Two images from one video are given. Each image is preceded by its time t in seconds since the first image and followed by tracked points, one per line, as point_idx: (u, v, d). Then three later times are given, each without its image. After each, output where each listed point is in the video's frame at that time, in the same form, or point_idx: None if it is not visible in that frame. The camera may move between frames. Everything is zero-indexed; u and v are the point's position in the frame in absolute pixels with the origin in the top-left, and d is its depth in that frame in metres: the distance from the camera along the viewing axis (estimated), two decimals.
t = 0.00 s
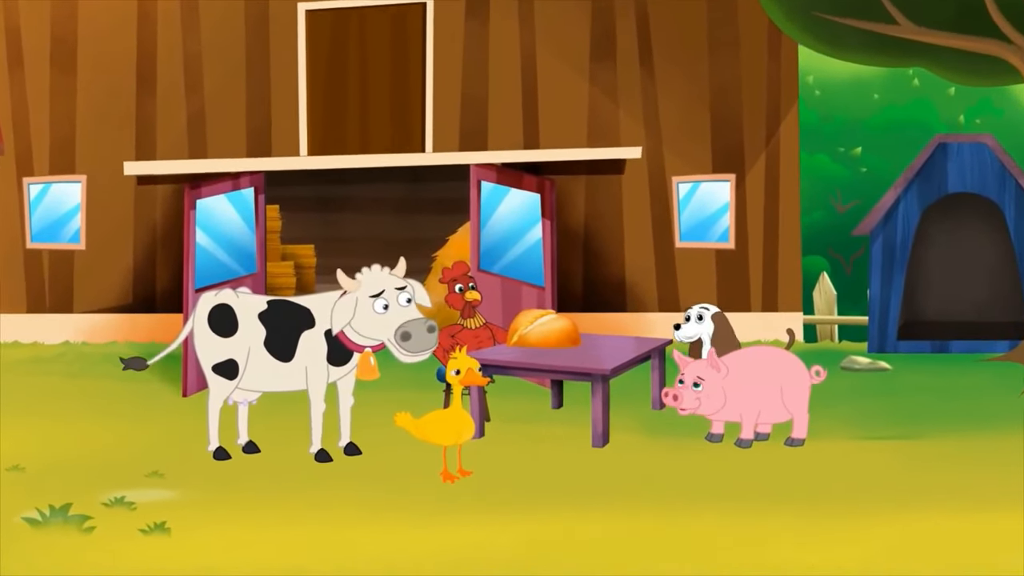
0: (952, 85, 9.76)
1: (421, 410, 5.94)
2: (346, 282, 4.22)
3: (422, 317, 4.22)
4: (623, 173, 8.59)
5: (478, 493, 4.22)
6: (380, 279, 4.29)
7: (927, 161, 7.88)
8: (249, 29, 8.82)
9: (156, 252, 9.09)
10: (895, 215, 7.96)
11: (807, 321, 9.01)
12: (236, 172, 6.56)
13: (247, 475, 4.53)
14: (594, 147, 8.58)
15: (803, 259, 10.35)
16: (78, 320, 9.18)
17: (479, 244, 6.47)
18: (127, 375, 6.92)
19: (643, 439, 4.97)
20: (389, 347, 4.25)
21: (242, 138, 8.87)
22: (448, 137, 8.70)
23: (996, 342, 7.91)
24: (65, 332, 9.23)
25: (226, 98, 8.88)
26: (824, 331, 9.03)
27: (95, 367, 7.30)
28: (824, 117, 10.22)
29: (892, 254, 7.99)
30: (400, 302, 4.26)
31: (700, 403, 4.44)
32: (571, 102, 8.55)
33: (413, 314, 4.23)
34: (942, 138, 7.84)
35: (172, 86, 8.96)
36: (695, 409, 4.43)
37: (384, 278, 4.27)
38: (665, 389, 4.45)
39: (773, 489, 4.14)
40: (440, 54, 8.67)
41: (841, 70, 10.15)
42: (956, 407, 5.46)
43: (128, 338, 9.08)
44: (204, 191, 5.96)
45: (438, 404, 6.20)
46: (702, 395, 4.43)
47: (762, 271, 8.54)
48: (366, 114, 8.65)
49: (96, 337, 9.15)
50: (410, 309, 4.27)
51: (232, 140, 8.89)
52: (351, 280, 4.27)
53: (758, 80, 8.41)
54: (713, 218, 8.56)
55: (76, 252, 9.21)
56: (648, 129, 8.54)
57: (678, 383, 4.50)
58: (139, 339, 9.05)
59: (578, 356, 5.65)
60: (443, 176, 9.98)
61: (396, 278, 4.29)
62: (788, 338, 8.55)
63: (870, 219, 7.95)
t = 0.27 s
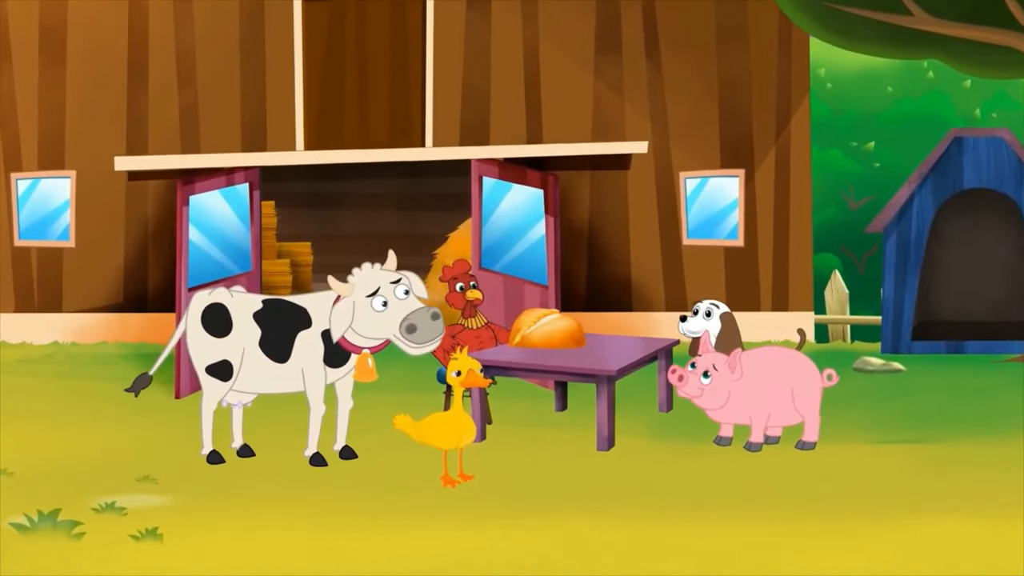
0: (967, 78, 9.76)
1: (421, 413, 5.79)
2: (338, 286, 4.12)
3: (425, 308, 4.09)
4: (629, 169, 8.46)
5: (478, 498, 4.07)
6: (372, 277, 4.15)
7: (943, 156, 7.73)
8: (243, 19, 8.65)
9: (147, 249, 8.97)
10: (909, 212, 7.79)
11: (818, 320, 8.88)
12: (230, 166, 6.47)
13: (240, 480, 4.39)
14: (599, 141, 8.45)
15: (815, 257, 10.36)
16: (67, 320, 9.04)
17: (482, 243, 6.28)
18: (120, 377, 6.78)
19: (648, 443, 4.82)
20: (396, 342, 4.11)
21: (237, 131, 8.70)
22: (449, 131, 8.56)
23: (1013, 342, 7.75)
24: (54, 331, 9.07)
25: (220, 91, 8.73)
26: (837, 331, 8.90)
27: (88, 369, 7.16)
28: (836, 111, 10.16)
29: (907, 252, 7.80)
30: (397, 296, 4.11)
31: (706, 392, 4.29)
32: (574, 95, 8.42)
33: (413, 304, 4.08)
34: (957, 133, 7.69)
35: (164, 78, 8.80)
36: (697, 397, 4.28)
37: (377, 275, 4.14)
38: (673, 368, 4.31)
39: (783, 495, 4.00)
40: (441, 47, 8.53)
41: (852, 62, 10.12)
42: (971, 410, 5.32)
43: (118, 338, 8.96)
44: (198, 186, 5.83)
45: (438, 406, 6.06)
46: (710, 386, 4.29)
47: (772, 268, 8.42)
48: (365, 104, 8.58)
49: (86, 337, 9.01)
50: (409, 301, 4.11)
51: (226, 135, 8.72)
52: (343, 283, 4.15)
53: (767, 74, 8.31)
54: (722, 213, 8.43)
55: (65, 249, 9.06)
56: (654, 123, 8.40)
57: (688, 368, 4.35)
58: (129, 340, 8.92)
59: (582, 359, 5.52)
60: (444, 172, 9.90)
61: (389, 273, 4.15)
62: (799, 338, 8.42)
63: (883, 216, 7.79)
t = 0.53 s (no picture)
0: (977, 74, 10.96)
1: (421, 414, 5.71)
2: (335, 286, 4.02)
3: (425, 304, 4.01)
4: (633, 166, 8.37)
5: (480, 501, 3.98)
6: (370, 276, 4.06)
7: (955, 153, 7.56)
8: (239, 12, 8.56)
9: (142, 247, 8.88)
10: (920, 209, 7.67)
11: (827, 319, 8.78)
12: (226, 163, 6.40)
13: (235, 483, 4.29)
14: (603, 137, 8.36)
15: (825, 255, 11.56)
16: (64, 320, 8.96)
17: (482, 241, 6.19)
18: (116, 378, 6.68)
19: (653, 445, 4.73)
20: (397, 341, 4.03)
21: (232, 127, 8.62)
22: (450, 127, 8.48)
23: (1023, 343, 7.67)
24: (50, 331, 8.98)
25: (216, 87, 8.64)
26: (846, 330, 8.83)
27: (83, 370, 7.06)
28: (843, 108, 11.40)
29: (917, 252, 7.69)
30: (396, 293, 4.03)
31: (711, 393, 4.21)
32: (578, 90, 8.33)
33: (414, 301, 4.00)
34: (969, 129, 7.55)
35: (159, 73, 8.70)
36: (703, 398, 4.20)
37: (375, 274, 4.05)
38: (678, 369, 4.22)
39: (792, 497, 3.90)
40: (442, 41, 8.44)
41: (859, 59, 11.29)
42: (981, 411, 5.23)
43: (112, 338, 8.88)
44: (193, 182, 5.73)
45: (439, 407, 5.97)
46: (717, 387, 4.20)
47: (780, 267, 8.33)
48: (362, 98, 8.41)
49: (82, 337, 8.94)
50: (408, 299, 4.03)
51: (221, 130, 8.64)
52: (341, 283, 4.05)
53: (775, 69, 8.22)
54: (728, 211, 8.35)
55: (58, 248, 8.97)
56: (659, 119, 8.32)
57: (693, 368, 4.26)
58: (123, 340, 8.84)
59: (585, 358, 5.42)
60: (444, 168, 9.79)
61: (387, 271, 4.07)
62: (808, 338, 8.35)
63: (894, 215, 7.71)
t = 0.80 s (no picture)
0: (988, 69, 11.52)
1: (421, 416, 5.62)
2: (333, 285, 3.94)
3: (425, 303, 3.93)
4: (637, 162, 8.30)
5: (481, 504, 3.90)
6: (369, 275, 3.98)
7: (966, 149, 7.47)
8: (236, 6, 8.48)
9: (136, 246, 8.80)
10: (930, 206, 7.54)
11: (835, 319, 8.68)
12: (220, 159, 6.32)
13: (231, 486, 4.21)
14: (607, 133, 8.28)
15: (834, 253, 11.97)
16: (52, 319, 8.86)
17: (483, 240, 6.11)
18: (111, 379, 6.59)
19: (657, 447, 4.65)
20: (397, 342, 3.94)
21: (228, 124, 8.54)
22: (451, 124, 8.40)
23: None
24: (38, 331, 8.88)
25: (215, 84, 8.55)
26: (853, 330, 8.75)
27: (78, 370, 6.97)
28: (852, 103, 11.88)
29: (927, 249, 7.58)
30: (396, 292, 3.95)
31: (717, 393, 4.12)
32: (581, 84, 8.26)
33: (413, 301, 3.92)
34: (980, 125, 7.47)
35: (154, 67, 8.62)
36: (709, 399, 4.12)
37: (374, 272, 3.97)
38: (683, 369, 4.13)
39: (801, 500, 3.82)
40: (445, 37, 8.36)
41: (869, 54, 11.78)
42: (991, 413, 5.16)
43: (105, 338, 8.79)
44: (188, 179, 5.64)
45: (439, 409, 5.89)
46: (723, 388, 4.12)
47: (787, 265, 8.26)
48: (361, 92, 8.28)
49: (71, 337, 8.84)
50: (408, 298, 3.95)
51: (219, 127, 8.55)
52: (339, 282, 3.97)
53: (781, 64, 8.15)
54: (735, 212, 8.21)
55: (51, 246, 8.85)
56: (663, 114, 8.24)
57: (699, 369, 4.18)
58: (117, 340, 8.76)
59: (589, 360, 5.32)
60: (444, 166, 9.71)
61: (386, 269, 3.99)
62: (815, 338, 8.27)
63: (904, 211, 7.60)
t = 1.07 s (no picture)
0: (996, 67, 11.50)
1: (421, 417, 5.56)
2: (332, 284, 3.88)
3: (426, 303, 3.87)
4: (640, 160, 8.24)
5: (483, 506, 3.83)
6: (369, 274, 3.92)
7: (973, 146, 7.41)
8: (234, 2, 8.42)
9: (132, 245, 8.74)
10: (937, 204, 7.49)
11: (841, 319, 8.62)
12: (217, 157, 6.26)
13: (228, 488, 4.14)
14: (609, 131, 8.22)
15: (840, 252, 11.86)
16: (47, 318, 8.80)
17: (483, 238, 6.05)
18: (107, 379, 6.53)
19: (660, 449, 4.59)
20: (397, 342, 3.89)
21: (226, 122, 8.47)
22: (452, 122, 8.34)
23: None
24: (32, 330, 8.81)
25: (215, 81, 8.48)
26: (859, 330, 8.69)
27: (74, 371, 6.91)
28: (858, 101, 11.88)
29: (934, 248, 7.52)
30: (396, 292, 3.89)
31: (721, 394, 4.07)
32: (583, 81, 8.20)
33: (414, 300, 3.86)
34: (987, 122, 7.41)
35: (150, 63, 8.56)
36: (713, 400, 4.06)
37: (373, 272, 3.91)
38: (687, 370, 4.08)
39: (807, 503, 3.76)
40: (447, 33, 8.30)
41: (875, 51, 11.79)
42: (998, 414, 5.10)
43: (101, 338, 8.73)
44: (185, 177, 5.57)
45: (439, 409, 5.82)
46: (727, 389, 4.06)
47: (790, 264, 8.20)
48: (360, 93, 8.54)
49: (65, 336, 8.78)
50: (408, 297, 3.89)
51: (218, 125, 8.49)
52: (338, 282, 3.91)
53: (786, 62, 8.10)
54: (739, 208, 8.22)
55: (45, 245, 8.82)
56: (667, 111, 8.18)
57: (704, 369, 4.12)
58: (113, 340, 8.71)
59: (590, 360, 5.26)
60: (444, 164, 9.66)
61: (385, 269, 3.93)
62: (820, 338, 8.21)
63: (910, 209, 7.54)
